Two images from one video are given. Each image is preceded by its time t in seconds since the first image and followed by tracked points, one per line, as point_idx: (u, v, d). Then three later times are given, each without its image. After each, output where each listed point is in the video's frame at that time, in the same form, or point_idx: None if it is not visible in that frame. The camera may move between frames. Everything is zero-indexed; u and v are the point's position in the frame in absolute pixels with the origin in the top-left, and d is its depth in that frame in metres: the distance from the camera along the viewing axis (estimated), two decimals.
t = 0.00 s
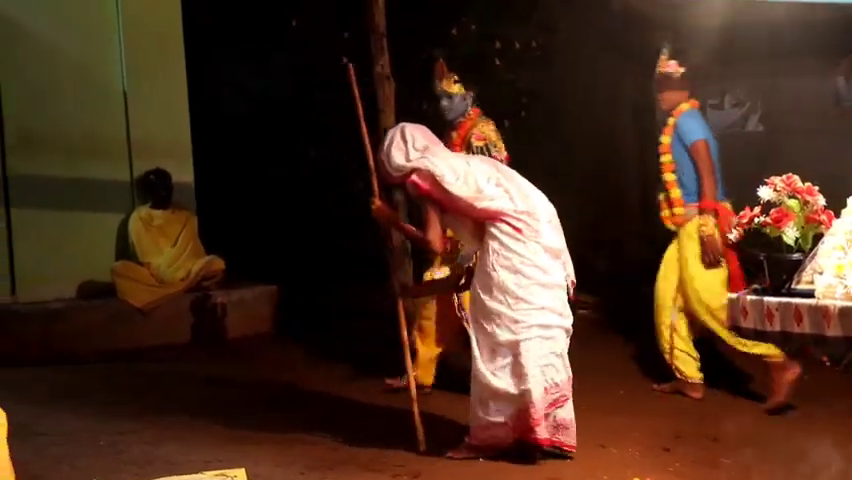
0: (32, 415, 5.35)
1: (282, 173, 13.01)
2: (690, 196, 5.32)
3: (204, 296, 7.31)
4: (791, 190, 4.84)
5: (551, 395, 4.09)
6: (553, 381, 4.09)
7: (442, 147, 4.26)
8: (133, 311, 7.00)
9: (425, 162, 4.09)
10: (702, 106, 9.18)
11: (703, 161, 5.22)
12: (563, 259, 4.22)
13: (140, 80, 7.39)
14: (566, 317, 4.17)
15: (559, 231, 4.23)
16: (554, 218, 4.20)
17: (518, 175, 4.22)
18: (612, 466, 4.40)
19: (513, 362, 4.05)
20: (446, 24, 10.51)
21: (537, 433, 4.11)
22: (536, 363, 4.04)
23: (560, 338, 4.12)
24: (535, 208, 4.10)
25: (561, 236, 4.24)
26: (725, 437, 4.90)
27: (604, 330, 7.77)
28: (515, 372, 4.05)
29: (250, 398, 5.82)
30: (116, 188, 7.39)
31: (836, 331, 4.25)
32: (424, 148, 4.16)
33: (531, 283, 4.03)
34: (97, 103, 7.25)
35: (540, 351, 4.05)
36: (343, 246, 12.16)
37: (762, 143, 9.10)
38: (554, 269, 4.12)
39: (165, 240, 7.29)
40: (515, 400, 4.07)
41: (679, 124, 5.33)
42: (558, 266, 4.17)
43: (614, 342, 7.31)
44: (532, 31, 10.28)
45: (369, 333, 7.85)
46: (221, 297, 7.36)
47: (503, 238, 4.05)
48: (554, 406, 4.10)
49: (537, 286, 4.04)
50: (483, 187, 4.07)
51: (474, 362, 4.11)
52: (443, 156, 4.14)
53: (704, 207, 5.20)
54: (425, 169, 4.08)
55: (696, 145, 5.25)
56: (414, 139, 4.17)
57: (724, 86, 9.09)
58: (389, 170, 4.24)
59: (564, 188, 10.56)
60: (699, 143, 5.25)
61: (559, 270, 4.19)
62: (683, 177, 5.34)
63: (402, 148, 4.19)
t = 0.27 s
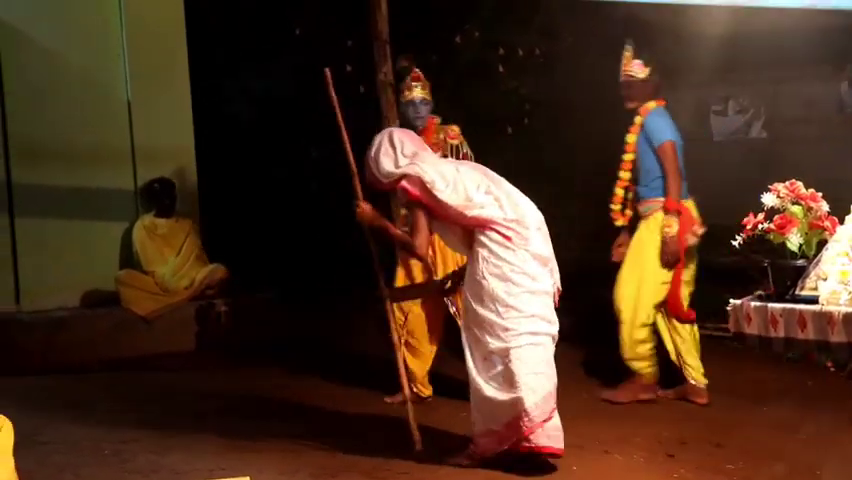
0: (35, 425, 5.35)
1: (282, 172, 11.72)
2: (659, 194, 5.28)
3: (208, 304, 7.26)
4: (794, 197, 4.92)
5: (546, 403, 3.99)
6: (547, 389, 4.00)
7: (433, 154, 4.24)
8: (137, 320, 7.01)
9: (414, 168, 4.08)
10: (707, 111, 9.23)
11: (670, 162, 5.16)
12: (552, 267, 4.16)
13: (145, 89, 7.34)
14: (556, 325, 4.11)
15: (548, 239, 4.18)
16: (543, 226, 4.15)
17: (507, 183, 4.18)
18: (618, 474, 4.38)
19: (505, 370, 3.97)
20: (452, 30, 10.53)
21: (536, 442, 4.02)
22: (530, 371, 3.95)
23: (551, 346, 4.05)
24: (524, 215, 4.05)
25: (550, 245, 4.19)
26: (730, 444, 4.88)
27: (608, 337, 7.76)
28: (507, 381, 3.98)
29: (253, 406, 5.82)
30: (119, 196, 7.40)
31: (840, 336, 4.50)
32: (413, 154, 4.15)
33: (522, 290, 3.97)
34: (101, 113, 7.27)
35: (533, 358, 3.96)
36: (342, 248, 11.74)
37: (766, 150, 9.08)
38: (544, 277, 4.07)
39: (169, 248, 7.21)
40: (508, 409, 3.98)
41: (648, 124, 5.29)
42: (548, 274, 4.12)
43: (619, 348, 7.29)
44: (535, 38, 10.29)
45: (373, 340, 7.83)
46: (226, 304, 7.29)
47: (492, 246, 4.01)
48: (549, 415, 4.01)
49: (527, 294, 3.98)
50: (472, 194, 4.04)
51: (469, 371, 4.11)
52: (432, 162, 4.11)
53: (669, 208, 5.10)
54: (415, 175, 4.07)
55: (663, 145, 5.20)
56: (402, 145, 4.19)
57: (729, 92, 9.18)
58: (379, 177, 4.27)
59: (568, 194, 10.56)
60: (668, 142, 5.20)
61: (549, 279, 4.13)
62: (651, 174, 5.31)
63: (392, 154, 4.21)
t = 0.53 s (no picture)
0: (39, 428, 5.36)
1: (283, 173, 11.64)
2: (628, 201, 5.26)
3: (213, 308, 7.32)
4: (797, 197, 4.96)
5: (538, 405, 4.02)
6: (540, 392, 4.03)
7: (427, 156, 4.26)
8: (139, 323, 7.03)
9: (409, 169, 4.09)
10: (709, 111, 9.42)
11: (639, 173, 5.12)
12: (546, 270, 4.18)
13: (147, 91, 7.37)
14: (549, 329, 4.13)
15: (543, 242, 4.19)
16: (537, 229, 4.16)
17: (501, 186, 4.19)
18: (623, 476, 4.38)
19: (499, 371, 3.99)
20: (452, 31, 10.53)
21: (527, 444, 4.03)
22: (523, 373, 3.97)
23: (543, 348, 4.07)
24: (520, 219, 4.05)
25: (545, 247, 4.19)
26: (733, 444, 4.88)
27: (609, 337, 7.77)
28: (501, 383, 4.00)
29: (256, 409, 5.82)
30: (121, 199, 7.40)
31: (844, 338, 4.49)
32: (407, 155, 4.18)
33: (517, 294, 3.97)
34: (103, 115, 7.27)
35: (526, 361, 3.99)
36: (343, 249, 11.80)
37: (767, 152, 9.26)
38: (538, 280, 4.08)
39: (172, 250, 7.22)
40: (500, 410, 3.99)
41: (615, 132, 5.22)
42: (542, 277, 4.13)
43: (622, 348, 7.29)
44: (536, 39, 10.30)
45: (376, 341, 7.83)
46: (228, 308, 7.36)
47: (488, 249, 4.01)
48: (541, 417, 4.04)
49: (522, 297, 3.99)
50: (467, 196, 4.04)
51: (462, 372, 4.10)
52: (426, 163, 4.14)
53: (636, 219, 5.08)
54: (409, 176, 4.08)
55: (632, 156, 5.14)
56: (396, 145, 4.22)
57: (731, 92, 9.27)
58: (372, 177, 4.28)
59: (569, 195, 10.59)
60: (635, 153, 5.15)
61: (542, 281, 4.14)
62: (616, 180, 5.25)
63: (385, 154, 4.23)
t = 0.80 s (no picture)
0: (50, 428, 5.38)
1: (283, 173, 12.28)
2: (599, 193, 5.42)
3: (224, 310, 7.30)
4: (808, 197, 4.96)
5: (549, 401, 4.06)
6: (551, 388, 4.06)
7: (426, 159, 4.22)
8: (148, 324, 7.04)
9: (411, 173, 4.04)
10: (719, 110, 9.81)
11: (616, 166, 5.30)
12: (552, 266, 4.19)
13: (156, 91, 7.28)
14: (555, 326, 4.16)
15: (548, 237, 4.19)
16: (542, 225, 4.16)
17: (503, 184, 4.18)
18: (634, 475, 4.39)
19: (512, 371, 4.01)
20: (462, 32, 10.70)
21: (541, 441, 4.07)
22: (535, 371, 4.00)
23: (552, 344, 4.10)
24: (525, 216, 4.05)
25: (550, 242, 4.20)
26: (745, 443, 4.88)
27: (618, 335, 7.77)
28: (515, 381, 4.01)
29: (266, 410, 5.83)
30: (132, 198, 7.32)
31: None
32: (407, 159, 4.13)
33: (526, 290, 3.98)
34: (111, 116, 7.23)
35: (537, 358, 4.02)
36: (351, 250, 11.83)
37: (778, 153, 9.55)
38: (545, 276, 4.09)
39: (182, 252, 7.16)
40: (515, 408, 4.03)
41: (594, 126, 5.40)
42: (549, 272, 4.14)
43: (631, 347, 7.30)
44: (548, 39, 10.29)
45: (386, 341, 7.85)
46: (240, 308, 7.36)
47: (495, 248, 4.00)
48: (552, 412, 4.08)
49: (531, 293, 4.00)
50: (471, 197, 4.02)
51: (475, 373, 4.10)
52: (427, 167, 4.09)
53: (604, 210, 5.25)
54: (412, 181, 4.03)
55: (610, 150, 5.33)
56: (396, 151, 4.16)
57: (742, 93, 9.62)
58: (372, 183, 4.21)
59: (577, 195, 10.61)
60: (614, 147, 5.34)
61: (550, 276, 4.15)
62: (591, 175, 5.43)
63: (386, 161, 4.17)
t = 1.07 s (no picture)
0: (71, 426, 5.42)
1: (283, 172, 13.18)
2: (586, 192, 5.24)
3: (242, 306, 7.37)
4: (828, 190, 4.89)
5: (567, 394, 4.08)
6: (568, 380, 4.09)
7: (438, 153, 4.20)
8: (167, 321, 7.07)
9: (422, 169, 4.03)
10: (738, 106, 9.81)
11: (601, 164, 5.15)
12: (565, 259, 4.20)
13: (175, 90, 7.42)
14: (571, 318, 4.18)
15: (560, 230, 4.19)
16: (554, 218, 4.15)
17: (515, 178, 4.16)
18: (656, 470, 4.37)
19: (528, 365, 4.03)
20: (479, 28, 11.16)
21: (561, 433, 4.09)
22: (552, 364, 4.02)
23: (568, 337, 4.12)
24: (537, 211, 4.03)
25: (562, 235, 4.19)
26: (765, 438, 4.86)
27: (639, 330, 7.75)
28: (531, 375, 4.03)
29: (285, 408, 5.84)
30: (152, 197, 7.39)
31: None
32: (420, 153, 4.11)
33: (538, 284, 3.98)
34: (131, 116, 7.29)
35: (553, 351, 4.04)
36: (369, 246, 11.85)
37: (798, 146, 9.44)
38: (558, 269, 4.09)
39: (202, 250, 7.21)
40: (533, 401, 4.06)
41: (578, 123, 5.20)
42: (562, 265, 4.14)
43: (650, 342, 7.28)
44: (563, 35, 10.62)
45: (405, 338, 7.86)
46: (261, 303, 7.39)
47: (507, 243, 3.99)
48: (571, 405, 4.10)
49: (543, 287, 4.00)
50: (483, 192, 4.00)
51: (493, 368, 4.12)
52: (439, 161, 4.06)
53: (595, 207, 5.13)
54: (423, 176, 4.01)
55: (593, 148, 5.16)
56: (409, 146, 4.17)
57: (758, 87, 9.67)
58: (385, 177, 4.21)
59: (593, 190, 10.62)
60: (598, 143, 5.17)
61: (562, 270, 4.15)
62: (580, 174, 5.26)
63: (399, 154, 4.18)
